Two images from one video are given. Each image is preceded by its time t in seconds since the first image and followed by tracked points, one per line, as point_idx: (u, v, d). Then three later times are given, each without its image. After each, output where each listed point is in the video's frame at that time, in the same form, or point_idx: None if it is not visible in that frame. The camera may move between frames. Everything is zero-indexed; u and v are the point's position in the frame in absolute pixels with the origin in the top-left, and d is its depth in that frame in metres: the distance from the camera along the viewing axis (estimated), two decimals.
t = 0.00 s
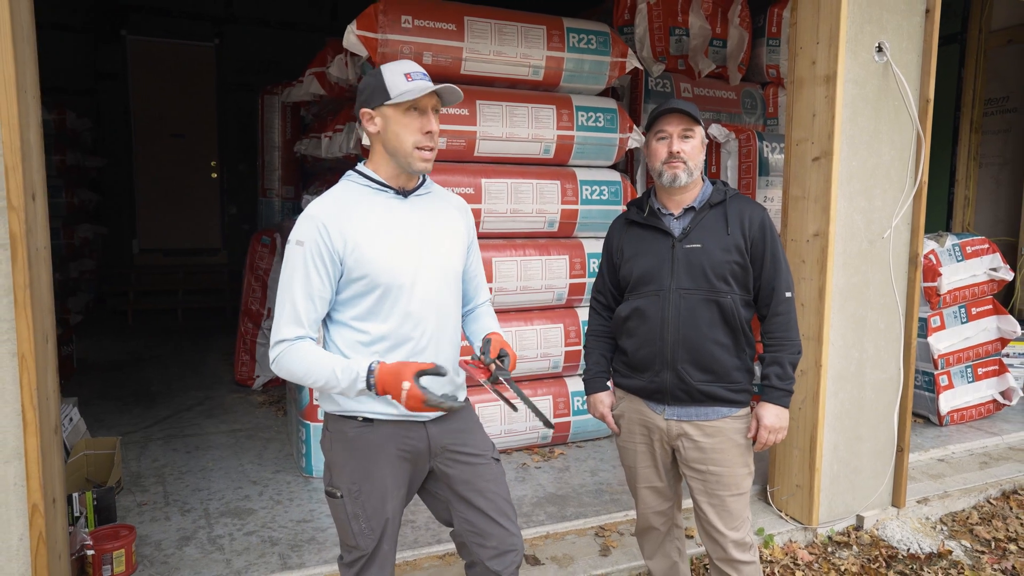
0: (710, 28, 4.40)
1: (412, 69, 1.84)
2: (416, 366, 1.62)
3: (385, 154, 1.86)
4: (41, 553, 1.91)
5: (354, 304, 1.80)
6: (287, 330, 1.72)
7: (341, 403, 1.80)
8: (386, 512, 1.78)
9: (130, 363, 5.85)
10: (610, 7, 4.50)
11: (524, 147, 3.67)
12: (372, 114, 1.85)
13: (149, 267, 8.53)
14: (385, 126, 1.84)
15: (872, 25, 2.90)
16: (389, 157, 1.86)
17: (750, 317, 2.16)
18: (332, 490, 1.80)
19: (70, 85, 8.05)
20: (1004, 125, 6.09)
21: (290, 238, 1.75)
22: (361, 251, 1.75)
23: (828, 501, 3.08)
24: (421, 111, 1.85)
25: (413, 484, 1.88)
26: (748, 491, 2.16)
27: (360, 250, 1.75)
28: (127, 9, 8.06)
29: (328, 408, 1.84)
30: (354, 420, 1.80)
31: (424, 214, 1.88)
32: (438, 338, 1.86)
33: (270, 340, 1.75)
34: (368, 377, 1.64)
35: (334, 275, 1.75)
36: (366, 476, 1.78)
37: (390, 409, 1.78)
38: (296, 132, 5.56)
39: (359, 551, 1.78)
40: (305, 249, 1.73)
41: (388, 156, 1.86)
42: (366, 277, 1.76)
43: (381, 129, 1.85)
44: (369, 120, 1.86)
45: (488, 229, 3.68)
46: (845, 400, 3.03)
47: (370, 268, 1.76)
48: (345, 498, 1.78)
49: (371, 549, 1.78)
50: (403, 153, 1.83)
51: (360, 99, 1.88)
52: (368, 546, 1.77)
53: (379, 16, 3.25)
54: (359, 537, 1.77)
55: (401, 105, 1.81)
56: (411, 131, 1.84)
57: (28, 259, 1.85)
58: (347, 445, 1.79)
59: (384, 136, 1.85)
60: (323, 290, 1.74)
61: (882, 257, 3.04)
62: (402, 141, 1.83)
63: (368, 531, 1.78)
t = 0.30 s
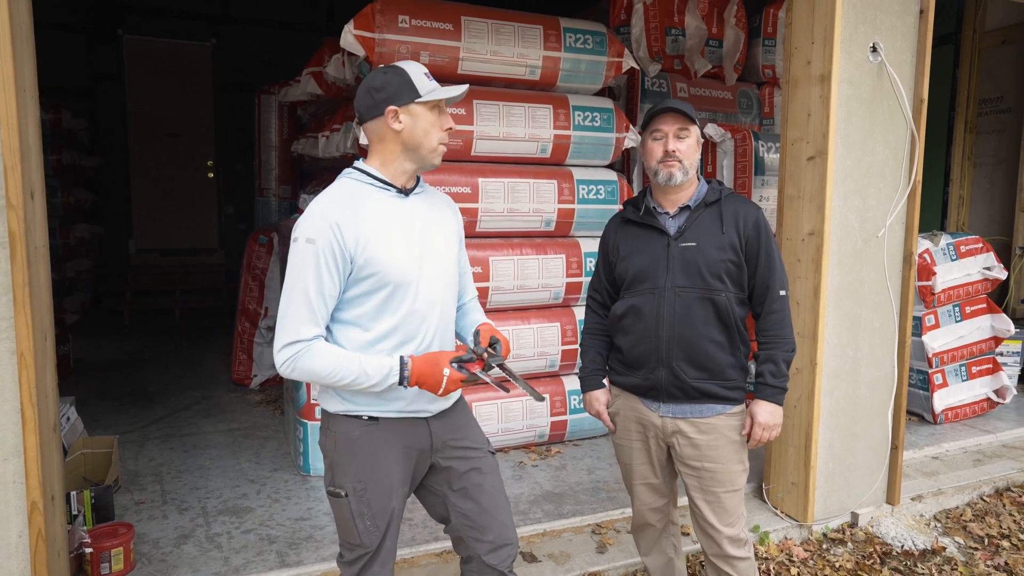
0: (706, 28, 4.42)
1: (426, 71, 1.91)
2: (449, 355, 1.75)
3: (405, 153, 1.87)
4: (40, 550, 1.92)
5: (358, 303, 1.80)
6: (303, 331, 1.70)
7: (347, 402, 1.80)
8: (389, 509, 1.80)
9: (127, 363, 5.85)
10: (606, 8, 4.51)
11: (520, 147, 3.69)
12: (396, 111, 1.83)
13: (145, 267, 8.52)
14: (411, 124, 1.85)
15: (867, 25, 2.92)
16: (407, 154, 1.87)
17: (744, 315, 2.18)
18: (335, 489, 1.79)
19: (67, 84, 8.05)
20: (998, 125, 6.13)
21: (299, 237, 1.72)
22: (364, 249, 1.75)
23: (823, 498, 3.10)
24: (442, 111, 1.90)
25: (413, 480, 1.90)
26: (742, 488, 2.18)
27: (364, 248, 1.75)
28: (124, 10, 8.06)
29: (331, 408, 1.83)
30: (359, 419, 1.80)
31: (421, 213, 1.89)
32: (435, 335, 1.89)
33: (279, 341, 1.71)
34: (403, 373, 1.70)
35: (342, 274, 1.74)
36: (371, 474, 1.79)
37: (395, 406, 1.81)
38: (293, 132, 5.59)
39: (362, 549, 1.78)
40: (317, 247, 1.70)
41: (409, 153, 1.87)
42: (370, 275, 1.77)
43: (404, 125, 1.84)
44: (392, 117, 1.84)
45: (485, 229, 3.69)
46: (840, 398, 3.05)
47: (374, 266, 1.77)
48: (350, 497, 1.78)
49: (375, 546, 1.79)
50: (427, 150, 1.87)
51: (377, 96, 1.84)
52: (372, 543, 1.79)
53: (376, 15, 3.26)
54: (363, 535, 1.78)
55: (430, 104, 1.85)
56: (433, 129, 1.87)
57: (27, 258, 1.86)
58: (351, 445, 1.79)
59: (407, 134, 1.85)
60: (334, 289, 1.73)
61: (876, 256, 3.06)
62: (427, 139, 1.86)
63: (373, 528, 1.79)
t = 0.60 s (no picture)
0: (703, 27, 4.42)
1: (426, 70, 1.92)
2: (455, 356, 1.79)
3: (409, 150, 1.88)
4: (36, 549, 1.91)
5: (358, 299, 1.79)
6: (314, 324, 1.67)
7: (349, 400, 1.80)
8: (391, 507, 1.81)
9: (123, 362, 5.83)
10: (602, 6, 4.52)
11: (517, 145, 3.69)
12: (400, 108, 1.84)
13: (141, 267, 8.50)
14: (414, 122, 1.86)
15: (862, 24, 2.93)
16: (408, 152, 1.88)
17: (739, 313, 2.18)
18: (337, 489, 1.79)
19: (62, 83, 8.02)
20: (993, 125, 6.15)
21: (307, 229, 1.69)
22: (367, 245, 1.75)
23: (819, 495, 3.11)
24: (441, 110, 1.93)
25: (412, 477, 1.90)
26: (737, 485, 2.18)
27: (366, 244, 1.75)
28: (119, 8, 8.03)
29: (332, 408, 1.82)
30: (361, 418, 1.80)
31: (418, 210, 1.90)
32: (433, 334, 1.90)
33: (285, 336, 1.68)
34: (411, 372, 1.72)
35: (348, 270, 1.72)
36: (373, 473, 1.79)
37: (396, 403, 1.82)
38: (290, 131, 5.58)
39: (364, 547, 1.79)
40: (328, 240, 1.68)
41: (412, 151, 1.88)
42: (373, 272, 1.77)
43: (409, 123, 1.85)
44: (396, 114, 1.84)
45: (482, 227, 3.69)
46: (836, 396, 3.06)
47: (376, 262, 1.77)
48: (352, 496, 1.77)
49: (377, 544, 1.80)
50: (427, 148, 1.89)
51: (381, 94, 1.83)
52: (374, 542, 1.79)
53: (373, 13, 3.26)
54: (366, 534, 1.78)
55: (433, 103, 1.87)
56: (433, 128, 1.89)
57: (23, 256, 1.86)
58: (354, 444, 1.79)
59: (411, 131, 1.86)
60: (341, 284, 1.71)
61: (872, 254, 3.07)
62: (428, 138, 1.88)
63: (375, 527, 1.79)
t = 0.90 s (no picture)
0: (699, 27, 4.43)
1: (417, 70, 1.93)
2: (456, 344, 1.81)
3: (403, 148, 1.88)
4: (29, 550, 1.89)
5: (356, 297, 1.79)
6: (315, 322, 1.66)
7: (345, 400, 1.80)
8: (387, 507, 1.80)
9: (119, 362, 5.81)
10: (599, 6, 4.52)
11: (514, 145, 3.68)
12: (393, 105, 1.84)
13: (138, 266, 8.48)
14: (406, 119, 1.86)
15: (858, 23, 2.93)
16: (401, 148, 1.88)
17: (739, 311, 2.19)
18: (333, 491, 1.78)
19: (58, 82, 7.99)
20: (989, 125, 6.17)
21: (306, 226, 1.68)
22: (366, 242, 1.75)
23: (815, 495, 3.11)
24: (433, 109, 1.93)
25: (407, 477, 1.90)
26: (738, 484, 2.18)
27: (364, 241, 1.74)
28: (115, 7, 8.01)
29: (328, 409, 1.82)
30: (357, 419, 1.79)
31: (413, 207, 1.90)
32: (430, 331, 1.90)
33: (287, 335, 1.66)
34: (415, 363, 1.73)
35: (347, 268, 1.72)
36: (369, 474, 1.78)
37: (391, 401, 1.82)
38: (286, 130, 5.55)
39: (361, 548, 1.78)
40: (328, 237, 1.67)
41: (405, 148, 1.88)
42: (370, 269, 1.77)
43: (402, 119, 1.85)
44: (389, 110, 1.84)
45: (479, 227, 3.68)
46: (832, 396, 3.06)
47: (374, 260, 1.76)
48: (348, 498, 1.77)
49: (373, 545, 1.79)
50: (420, 145, 1.89)
51: (374, 90, 1.84)
52: (371, 543, 1.78)
53: (369, 13, 3.25)
54: (362, 535, 1.77)
55: (426, 100, 1.88)
56: (425, 125, 1.89)
57: (16, 256, 1.84)
58: (350, 445, 1.78)
59: (403, 128, 1.86)
60: (341, 281, 1.70)
61: (868, 254, 3.07)
62: (420, 135, 1.88)
63: (372, 528, 1.78)
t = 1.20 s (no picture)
0: (696, 26, 4.42)
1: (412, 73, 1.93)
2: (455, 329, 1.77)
3: (392, 147, 1.87)
4: (23, 552, 1.88)
5: (349, 295, 1.78)
6: (307, 319, 1.65)
7: (338, 399, 1.79)
8: (383, 508, 1.80)
9: (115, 362, 5.80)
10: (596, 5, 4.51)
11: (510, 144, 3.67)
12: (386, 103, 1.83)
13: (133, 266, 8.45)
14: (398, 118, 1.85)
15: (855, 23, 2.93)
16: (391, 148, 1.87)
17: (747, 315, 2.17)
18: (327, 492, 1.77)
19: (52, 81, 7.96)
20: (985, 125, 6.19)
21: (297, 225, 1.68)
22: (356, 240, 1.74)
23: (812, 495, 3.11)
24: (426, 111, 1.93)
25: (403, 478, 1.89)
26: (743, 493, 2.17)
27: (354, 239, 1.73)
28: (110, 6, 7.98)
29: (322, 409, 1.81)
30: (351, 419, 1.79)
31: (407, 206, 1.89)
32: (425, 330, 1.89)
33: (280, 333, 1.66)
34: (410, 349, 1.72)
35: (340, 266, 1.71)
36: (364, 475, 1.78)
37: (385, 400, 1.80)
38: (282, 130, 5.53)
39: (356, 550, 1.77)
40: (318, 236, 1.66)
41: (396, 148, 1.87)
42: (361, 267, 1.76)
43: (394, 119, 1.85)
44: (381, 108, 1.83)
45: (475, 227, 3.67)
46: (829, 396, 3.06)
47: (365, 258, 1.75)
48: (343, 499, 1.76)
49: (369, 547, 1.78)
50: (412, 146, 1.88)
51: (367, 89, 1.83)
52: (366, 545, 1.78)
53: (365, 11, 3.24)
54: (358, 537, 1.77)
55: (417, 101, 1.87)
56: (419, 126, 1.89)
57: (8, 255, 1.83)
58: (345, 446, 1.77)
59: (394, 127, 1.85)
60: (334, 280, 1.69)
61: (865, 253, 3.07)
62: (411, 135, 1.87)
63: (367, 529, 1.78)
